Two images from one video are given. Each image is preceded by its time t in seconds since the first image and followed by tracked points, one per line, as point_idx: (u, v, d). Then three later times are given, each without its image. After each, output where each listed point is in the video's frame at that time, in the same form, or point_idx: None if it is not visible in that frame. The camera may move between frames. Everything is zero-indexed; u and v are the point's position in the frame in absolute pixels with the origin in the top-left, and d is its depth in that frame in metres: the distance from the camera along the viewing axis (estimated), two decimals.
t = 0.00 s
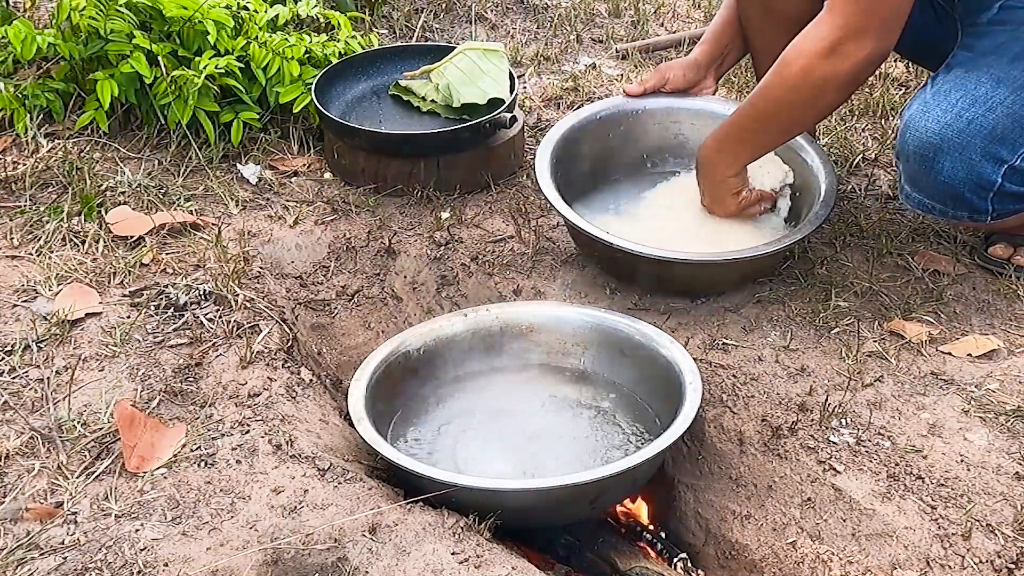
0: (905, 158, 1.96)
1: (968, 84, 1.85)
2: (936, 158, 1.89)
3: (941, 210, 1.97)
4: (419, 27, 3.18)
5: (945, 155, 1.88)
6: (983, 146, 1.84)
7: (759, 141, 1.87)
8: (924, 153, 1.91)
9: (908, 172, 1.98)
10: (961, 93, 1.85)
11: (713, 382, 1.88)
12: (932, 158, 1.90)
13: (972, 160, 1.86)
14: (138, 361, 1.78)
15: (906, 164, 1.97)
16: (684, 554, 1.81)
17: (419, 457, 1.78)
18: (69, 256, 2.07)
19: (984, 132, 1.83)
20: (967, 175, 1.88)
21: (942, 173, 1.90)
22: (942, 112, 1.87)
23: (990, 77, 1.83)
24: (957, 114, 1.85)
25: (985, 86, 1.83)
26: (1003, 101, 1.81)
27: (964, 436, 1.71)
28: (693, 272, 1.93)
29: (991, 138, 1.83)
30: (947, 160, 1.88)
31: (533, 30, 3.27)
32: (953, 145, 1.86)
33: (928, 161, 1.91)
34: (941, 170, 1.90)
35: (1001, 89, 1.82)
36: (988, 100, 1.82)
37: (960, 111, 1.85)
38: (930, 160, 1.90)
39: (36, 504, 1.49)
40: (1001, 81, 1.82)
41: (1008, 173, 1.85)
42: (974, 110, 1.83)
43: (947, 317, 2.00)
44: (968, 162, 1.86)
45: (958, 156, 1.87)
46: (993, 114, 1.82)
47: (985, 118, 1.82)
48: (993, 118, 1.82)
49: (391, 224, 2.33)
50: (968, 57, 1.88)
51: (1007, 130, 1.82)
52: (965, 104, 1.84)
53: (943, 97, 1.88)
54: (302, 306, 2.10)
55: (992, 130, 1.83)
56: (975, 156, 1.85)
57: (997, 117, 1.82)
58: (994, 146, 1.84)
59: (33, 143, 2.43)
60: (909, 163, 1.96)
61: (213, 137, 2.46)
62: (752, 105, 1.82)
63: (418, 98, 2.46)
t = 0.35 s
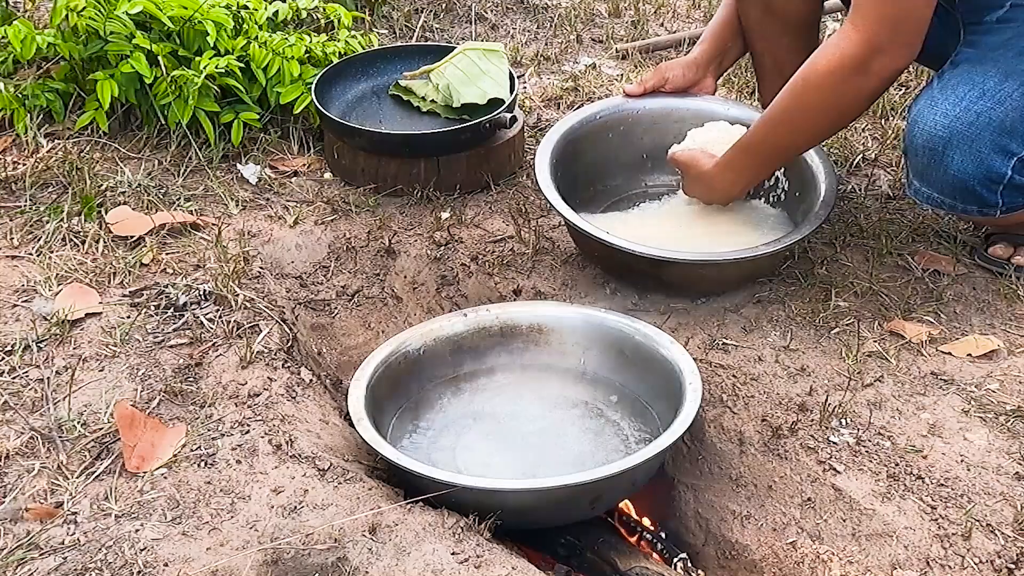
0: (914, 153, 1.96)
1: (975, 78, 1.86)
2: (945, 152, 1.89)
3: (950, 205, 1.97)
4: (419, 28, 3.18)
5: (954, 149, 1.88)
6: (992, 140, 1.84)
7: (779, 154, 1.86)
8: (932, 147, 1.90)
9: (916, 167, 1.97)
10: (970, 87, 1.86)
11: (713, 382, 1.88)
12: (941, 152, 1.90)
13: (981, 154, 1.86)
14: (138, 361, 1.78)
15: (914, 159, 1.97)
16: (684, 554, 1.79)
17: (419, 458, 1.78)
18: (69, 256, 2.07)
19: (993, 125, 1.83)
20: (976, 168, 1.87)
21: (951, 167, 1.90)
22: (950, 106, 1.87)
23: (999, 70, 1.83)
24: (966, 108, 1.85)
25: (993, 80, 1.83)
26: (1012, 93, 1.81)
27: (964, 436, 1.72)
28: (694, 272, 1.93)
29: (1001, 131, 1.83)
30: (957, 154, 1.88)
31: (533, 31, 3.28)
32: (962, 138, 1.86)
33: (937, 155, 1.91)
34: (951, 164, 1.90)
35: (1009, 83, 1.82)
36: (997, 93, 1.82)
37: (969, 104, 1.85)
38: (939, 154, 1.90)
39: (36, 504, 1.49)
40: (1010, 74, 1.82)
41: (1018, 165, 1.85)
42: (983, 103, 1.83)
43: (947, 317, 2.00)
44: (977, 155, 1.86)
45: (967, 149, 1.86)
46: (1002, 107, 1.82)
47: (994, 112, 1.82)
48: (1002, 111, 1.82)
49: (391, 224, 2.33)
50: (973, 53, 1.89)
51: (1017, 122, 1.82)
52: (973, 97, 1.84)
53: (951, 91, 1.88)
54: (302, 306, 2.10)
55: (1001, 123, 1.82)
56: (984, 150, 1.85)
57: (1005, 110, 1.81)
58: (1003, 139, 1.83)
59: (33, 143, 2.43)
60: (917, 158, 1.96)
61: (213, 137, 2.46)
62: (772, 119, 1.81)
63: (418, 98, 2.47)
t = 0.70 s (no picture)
0: (913, 156, 1.96)
1: (972, 80, 1.86)
2: (943, 155, 1.89)
3: (950, 207, 1.97)
4: (419, 27, 3.18)
5: (952, 152, 1.88)
6: (990, 142, 1.84)
7: (803, 148, 1.74)
8: (930, 150, 1.91)
9: (915, 170, 1.98)
10: (966, 90, 1.86)
11: (713, 382, 1.88)
12: (939, 155, 1.90)
13: (979, 157, 1.85)
14: (138, 361, 1.78)
15: (913, 162, 1.97)
16: (684, 554, 1.80)
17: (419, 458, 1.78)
18: (69, 256, 2.07)
19: (990, 128, 1.83)
20: (975, 171, 1.87)
21: (949, 170, 1.90)
22: (948, 109, 1.87)
23: (995, 73, 1.83)
24: (963, 111, 1.85)
25: (990, 82, 1.83)
26: (1009, 96, 1.81)
27: (964, 436, 1.72)
28: (694, 272, 1.93)
29: (998, 134, 1.83)
30: (955, 157, 1.88)
31: (533, 30, 3.28)
32: (960, 141, 1.86)
33: (936, 158, 1.91)
34: (949, 167, 1.90)
35: (1006, 85, 1.82)
36: (993, 96, 1.82)
37: (966, 108, 1.85)
38: (937, 158, 1.90)
39: (36, 504, 1.49)
40: (1007, 76, 1.82)
41: (1016, 168, 1.85)
42: (980, 106, 1.83)
43: (947, 317, 2.00)
44: (975, 158, 1.86)
45: (965, 152, 1.86)
46: (999, 110, 1.82)
47: (991, 114, 1.82)
48: (999, 114, 1.82)
49: (391, 224, 2.33)
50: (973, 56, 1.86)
51: (1014, 125, 1.81)
52: (971, 100, 1.84)
53: (948, 95, 1.88)
54: (302, 306, 2.10)
55: (998, 126, 1.82)
56: (982, 153, 1.85)
57: (1003, 113, 1.81)
58: (1001, 142, 1.83)
59: (33, 143, 2.43)
60: (916, 161, 1.96)
61: (213, 137, 2.46)
62: (806, 107, 1.68)
63: (418, 98, 2.47)
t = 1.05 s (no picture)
0: (909, 152, 1.96)
1: (967, 75, 1.86)
2: (939, 149, 1.89)
3: (948, 202, 1.95)
4: (419, 27, 3.18)
5: (948, 145, 1.87)
6: (985, 134, 1.84)
7: (803, 151, 1.74)
8: (926, 144, 1.90)
9: (911, 165, 1.97)
10: (960, 84, 1.86)
11: (713, 382, 1.88)
12: (934, 149, 1.89)
13: (975, 149, 1.85)
14: (138, 361, 1.78)
15: (909, 158, 1.97)
16: (684, 554, 1.80)
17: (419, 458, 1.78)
18: (69, 256, 2.07)
19: (985, 120, 1.83)
20: (971, 163, 1.87)
21: (945, 164, 1.89)
22: (943, 103, 1.87)
23: (989, 66, 1.84)
24: (957, 104, 1.85)
25: (984, 76, 1.84)
26: (1002, 89, 1.82)
27: (964, 436, 1.72)
28: (694, 272, 1.93)
29: (993, 126, 1.83)
30: (950, 150, 1.88)
31: (533, 30, 3.27)
32: (955, 134, 1.86)
33: (931, 151, 1.90)
34: (945, 160, 1.89)
35: (1000, 79, 1.82)
36: (987, 88, 1.83)
37: (961, 100, 1.85)
38: (932, 151, 1.90)
39: (36, 504, 1.49)
40: (1001, 70, 1.83)
41: (1012, 159, 1.84)
42: (975, 99, 1.83)
43: (947, 317, 2.00)
44: (970, 150, 1.85)
45: (960, 145, 1.86)
46: (993, 102, 1.82)
47: (986, 107, 1.82)
48: (993, 106, 1.82)
49: (391, 224, 2.33)
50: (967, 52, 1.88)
51: (1008, 117, 1.82)
52: (965, 93, 1.85)
53: (943, 89, 1.89)
54: (302, 305, 2.10)
55: (993, 118, 1.83)
56: (977, 144, 1.84)
57: (997, 106, 1.82)
58: (996, 134, 1.83)
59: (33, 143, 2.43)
60: (912, 157, 1.96)
61: (213, 137, 2.46)
62: (807, 108, 1.67)
63: (418, 98, 2.47)
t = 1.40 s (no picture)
0: (918, 147, 1.96)
1: (975, 71, 1.86)
2: (950, 144, 1.89)
3: (959, 197, 1.96)
4: (419, 27, 3.18)
5: (959, 140, 1.87)
6: (998, 129, 1.84)
7: (798, 154, 1.74)
8: (937, 139, 1.90)
9: (922, 160, 1.97)
10: (970, 79, 1.86)
11: (713, 382, 1.88)
12: (946, 144, 1.89)
13: (987, 144, 1.85)
14: (138, 361, 1.78)
15: (919, 153, 1.97)
16: (684, 554, 1.80)
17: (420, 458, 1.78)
18: (69, 256, 2.07)
19: (997, 115, 1.83)
20: (983, 158, 1.87)
21: (957, 159, 1.89)
22: (953, 98, 1.86)
23: (998, 61, 1.84)
24: (968, 98, 1.85)
25: (994, 71, 1.83)
26: (1013, 84, 1.82)
27: (964, 436, 1.72)
28: (694, 272, 1.93)
29: (1005, 120, 1.83)
30: (962, 145, 1.88)
31: (533, 30, 3.27)
32: (967, 129, 1.86)
33: (943, 147, 1.90)
34: (956, 155, 1.89)
35: (1010, 73, 1.82)
36: (998, 83, 1.82)
37: (972, 96, 1.84)
38: (944, 146, 1.90)
39: (36, 504, 1.49)
40: (1010, 65, 1.82)
41: None
42: (985, 94, 1.83)
43: (947, 317, 2.00)
44: (982, 146, 1.86)
45: (972, 140, 1.86)
46: (1004, 97, 1.82)
47: (998, 102, 1.82)
48: (1004, 101, 1.82)
49: (391, 224, 2.33)
50: (970, 49, 1.88)
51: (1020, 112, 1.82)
52: (976, 88, 1.84)
53: (952, 85, 1.88)
54: (302, 305, 2.10)
55: (1005, 113, 1.83)
56: (989, 140, 1.85)
57: (1008, 100, 1.82)
58: (1008, 128, 1.84)
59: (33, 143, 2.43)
60: (922, 152, 1.95)
61: (213, 137, 2.46)
62: (801, 113, 1.67)
63: (418, 98, 2.46)
